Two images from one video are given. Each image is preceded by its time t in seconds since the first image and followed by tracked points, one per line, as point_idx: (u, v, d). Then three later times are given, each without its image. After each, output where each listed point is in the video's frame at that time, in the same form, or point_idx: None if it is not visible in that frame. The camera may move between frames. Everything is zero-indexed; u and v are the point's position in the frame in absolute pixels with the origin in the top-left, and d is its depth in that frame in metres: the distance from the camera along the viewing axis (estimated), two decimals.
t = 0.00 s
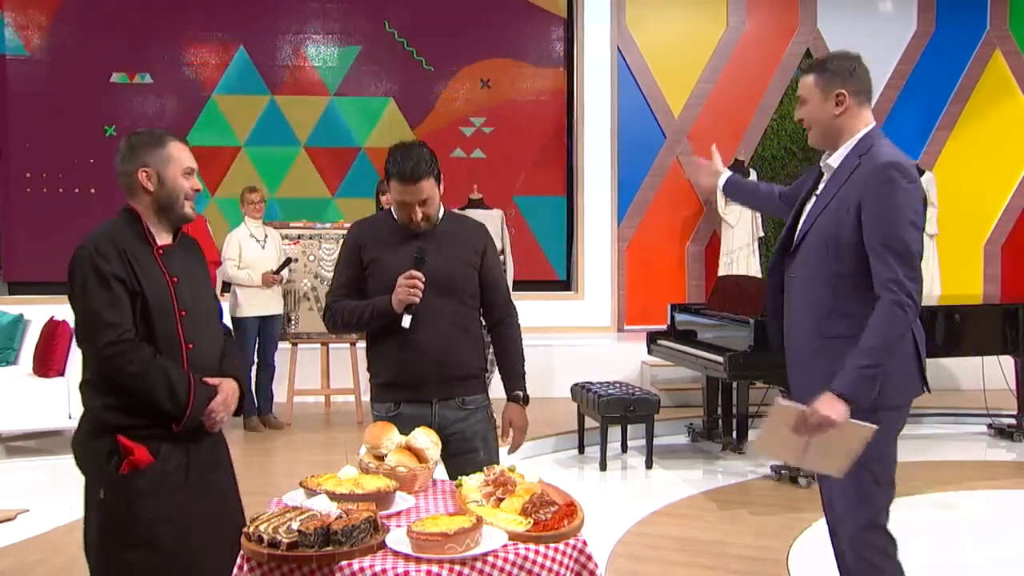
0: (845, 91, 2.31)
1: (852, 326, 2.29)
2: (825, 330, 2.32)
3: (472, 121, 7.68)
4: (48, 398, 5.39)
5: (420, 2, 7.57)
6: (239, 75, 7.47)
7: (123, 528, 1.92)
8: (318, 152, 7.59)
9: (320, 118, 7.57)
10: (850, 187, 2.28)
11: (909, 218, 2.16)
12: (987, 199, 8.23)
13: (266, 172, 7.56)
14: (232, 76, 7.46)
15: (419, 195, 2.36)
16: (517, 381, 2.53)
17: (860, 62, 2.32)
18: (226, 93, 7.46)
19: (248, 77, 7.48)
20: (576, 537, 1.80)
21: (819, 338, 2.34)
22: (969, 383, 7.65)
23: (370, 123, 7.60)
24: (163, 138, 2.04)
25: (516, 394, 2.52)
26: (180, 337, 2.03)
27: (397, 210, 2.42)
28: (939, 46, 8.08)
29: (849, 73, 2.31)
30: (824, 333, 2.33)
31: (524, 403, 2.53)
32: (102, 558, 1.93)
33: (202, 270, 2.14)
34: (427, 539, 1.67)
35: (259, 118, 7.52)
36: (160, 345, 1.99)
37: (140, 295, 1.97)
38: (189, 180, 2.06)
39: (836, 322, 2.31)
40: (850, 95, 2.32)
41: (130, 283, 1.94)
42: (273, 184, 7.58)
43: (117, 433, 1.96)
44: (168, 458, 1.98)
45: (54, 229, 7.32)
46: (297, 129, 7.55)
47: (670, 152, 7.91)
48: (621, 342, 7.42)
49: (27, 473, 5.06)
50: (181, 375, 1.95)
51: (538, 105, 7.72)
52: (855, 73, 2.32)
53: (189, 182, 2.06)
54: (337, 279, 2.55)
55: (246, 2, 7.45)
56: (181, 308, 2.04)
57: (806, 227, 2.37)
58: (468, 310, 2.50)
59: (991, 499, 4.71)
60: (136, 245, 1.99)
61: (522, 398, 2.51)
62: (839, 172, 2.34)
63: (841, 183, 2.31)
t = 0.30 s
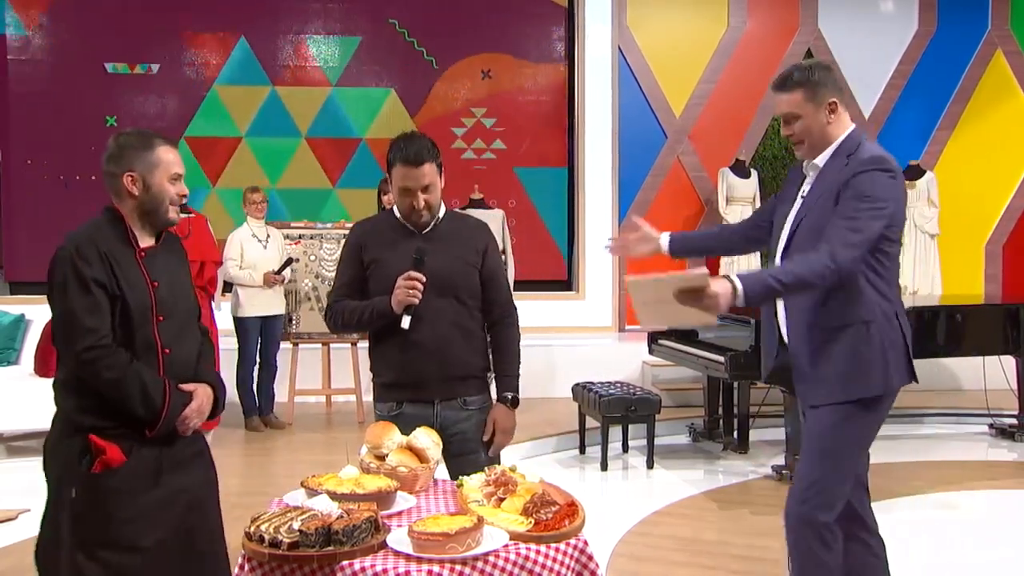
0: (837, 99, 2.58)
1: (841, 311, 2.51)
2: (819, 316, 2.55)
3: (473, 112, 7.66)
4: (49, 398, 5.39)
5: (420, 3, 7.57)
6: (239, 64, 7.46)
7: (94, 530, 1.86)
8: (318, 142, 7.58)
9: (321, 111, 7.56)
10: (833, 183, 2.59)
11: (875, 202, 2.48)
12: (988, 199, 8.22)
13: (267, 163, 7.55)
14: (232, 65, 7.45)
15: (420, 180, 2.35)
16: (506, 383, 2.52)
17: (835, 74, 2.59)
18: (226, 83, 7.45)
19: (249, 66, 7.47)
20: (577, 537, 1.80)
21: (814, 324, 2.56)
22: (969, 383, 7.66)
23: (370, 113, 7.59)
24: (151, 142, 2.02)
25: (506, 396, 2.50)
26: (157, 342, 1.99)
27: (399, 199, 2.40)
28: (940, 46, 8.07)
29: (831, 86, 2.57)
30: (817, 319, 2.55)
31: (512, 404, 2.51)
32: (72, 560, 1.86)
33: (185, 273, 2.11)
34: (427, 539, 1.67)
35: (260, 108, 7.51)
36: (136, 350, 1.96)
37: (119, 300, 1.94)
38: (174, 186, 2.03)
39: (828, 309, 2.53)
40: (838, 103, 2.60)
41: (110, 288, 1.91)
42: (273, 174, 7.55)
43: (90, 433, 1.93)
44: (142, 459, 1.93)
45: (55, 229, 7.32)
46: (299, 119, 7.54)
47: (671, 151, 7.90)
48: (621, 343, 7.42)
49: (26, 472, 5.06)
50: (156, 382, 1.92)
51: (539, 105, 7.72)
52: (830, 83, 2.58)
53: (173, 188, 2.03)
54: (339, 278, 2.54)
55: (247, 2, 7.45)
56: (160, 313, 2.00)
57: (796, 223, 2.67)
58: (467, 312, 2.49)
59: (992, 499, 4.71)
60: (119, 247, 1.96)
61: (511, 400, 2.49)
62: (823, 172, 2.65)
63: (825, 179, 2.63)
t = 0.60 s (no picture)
0: (783, 106, 2.46)
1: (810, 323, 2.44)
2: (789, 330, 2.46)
3: (474, 105, 7.66)
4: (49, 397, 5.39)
5: (420, 3, 7.57)
6: (241, 57, 7.46)
7: (68, 520, 1.88)
8: (318, 136, 7.57)
9: (321, 106, 7.56)
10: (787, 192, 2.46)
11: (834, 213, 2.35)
12: (988, 199, 8.22)
13: (267, 157, 7.54)
14: (233, 57, 7.45)
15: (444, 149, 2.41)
16: (521, 378, 2.52)
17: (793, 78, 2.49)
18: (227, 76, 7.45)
19: (250, 59, 7.47)
20: (578, 537, 1.79)
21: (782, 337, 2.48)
22: (969, 383, 7.66)
23: (370, 107, 7.59)
24: (138, 153, 1.97)
25: (523, 388, 2.51)
26: (133, 341, 1.96)
27: (422, 174, 2.40)
28: (941, 46, 8.07)
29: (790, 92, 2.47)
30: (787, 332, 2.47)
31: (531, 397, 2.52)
32: (48, 551, 1.89)
33: (178, 270, 2.07)
34: (427, 539, 1.67)
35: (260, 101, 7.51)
36: (113, 349, 1.95)
37: (95, 298, 1.92)
38: (157, 197, 1.98)
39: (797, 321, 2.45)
40: (787, 110, 2.47)
41: (83, 287, 1.90)
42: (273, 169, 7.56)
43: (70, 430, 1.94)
44: (117, 458, 1.93)
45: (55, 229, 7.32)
46: (299, 114, 7.54)
47: (671, 151, 7.90)
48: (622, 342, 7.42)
49: (27, 473, 5.06)
50: (122, 380, 1.89)
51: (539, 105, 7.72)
52: (789, 90, 2.47)
53: (155, 200, 1.97)
54: (347, 271, 2.49)
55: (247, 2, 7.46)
56: (138, 311, 1.97)
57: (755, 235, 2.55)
58: (473, 308, 2.50)
59: (992, 499, 4.70)
60: (98, 246, 1.94)
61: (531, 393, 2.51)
62: (780, 178, 2.51)
63: (782, 186, 2.49)
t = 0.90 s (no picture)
0: (704, 102, 2.29)
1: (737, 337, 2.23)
2: (711, 343, 2.25)
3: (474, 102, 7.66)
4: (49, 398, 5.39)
5: (420, 3, 7.57)
6: (242, 53, 7.46)
7: (65, 515, 1.92)
8: (318, 134, 7.57)
9: (321, 104, 7.55)
10: (725, 195, 2.24)
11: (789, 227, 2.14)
12: (988, 200, 8.22)
13: (267, 155, 7.54)
14: (234, 53, 7.45)
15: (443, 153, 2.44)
16: (527, 371, 2.53)
17: (728, 72, 2.29)
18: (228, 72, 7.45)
19: (250, 55, 7.47)
20: (578, 536, 1.79)
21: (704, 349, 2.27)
22: (969, 383, 7.66)
23: (371, 104, 7.58)
24: (136, 156, 1.94)
25: (532, 380, 2.53)
26: (117, 340, 1.94)
27: (417, 178, 2.42)
28: (941, 46, 8.07)
29: (723, 87, 2.29)
30: (710, 345, 2.26)
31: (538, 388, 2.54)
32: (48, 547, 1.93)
33: (178, 269, 2.05)
34: (428, 539, 1.67)
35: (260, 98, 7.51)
36: (97, 348, 1.94)
37: (83, 296, 1.92)
38: (151, 204, 1.95)
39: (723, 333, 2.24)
40: (708, 106, 2.29)
41: (70, 285, 1.91)
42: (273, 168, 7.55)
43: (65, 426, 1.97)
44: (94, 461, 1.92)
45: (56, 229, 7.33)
46: (298, 112, 7.54)
47: (671, 151, 7.90)
48: (622, 342, 7.42)
49: (27, 472, 5.06)
50: (73, 389, 1.86)
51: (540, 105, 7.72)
52: (725, 87, 2.28)
53: (148, 206, 1.95)
54: (346, 271, 2.49)
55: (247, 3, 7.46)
56: (126, 310, 1.95)
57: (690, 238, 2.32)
58: (472, 308, 2.51)
59: (992, 499, 4.71)
60: (94, 245, 1.95)
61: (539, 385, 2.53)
62: (718, 184, 2.30)
63: (720, 191, 2.27)
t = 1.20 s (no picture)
0: (669, 94, 2.41)
1: (693, 328, 2.33)
2: (668, 334, 2.36)
3: (475, 101, 7.66)
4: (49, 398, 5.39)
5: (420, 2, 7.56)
6: (242, 53, 7.46)
7: (59, 513, 1.96)
8: (319, 134, 7.57)
9: (321, 104, 7.55)
10: (681, 189, 2.35)
11: (741, 219, 2.24)
12: (988, 200, 8.22)
13: (267, 154, 7.54)
14: (235, 53, 7.45)
15: (421, 167, 2.38)
16: (545, 366, 2.52)
17: (679, 65, 2.40)
18: (228, 72, 7.45)
19: (251, 55, 7.47)
20: (578, 536, 1.79)
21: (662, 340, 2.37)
22: (970, 383, 7.66)
23: (371, 103, 7.58)
24: (125, 156, 1.94)
25: (548, 378, 2.50)
26: (113, 341, 1.97)
27: (394, 186, 2.41)
28: (941, 46, 8.07)
29: (675, 79, 2.40)
30: (667, 336, 2.36)
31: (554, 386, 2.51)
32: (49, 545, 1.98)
33: (178, 271, 2.06)
34: (428, 539, 1.67)
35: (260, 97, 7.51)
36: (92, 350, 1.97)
37: (79, 298, 1.95)
38: (141, 201, 1.96)
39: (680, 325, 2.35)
40: (672, 97, 2.42)
41: (68, 287, 1.94)
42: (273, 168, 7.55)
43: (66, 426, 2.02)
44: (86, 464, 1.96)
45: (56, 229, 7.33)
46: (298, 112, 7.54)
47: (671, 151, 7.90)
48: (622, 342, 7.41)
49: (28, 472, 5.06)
50: (54, 401, 1.90)
51: (540, 105, 7.71)
52: (681, 76, 2.41)
53: (139, 204, 1.96)
54: (330, 275, 2.50)
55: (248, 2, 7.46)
56: (122, 311, 1.97)
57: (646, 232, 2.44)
58: (459, 312, 2.49)
59: (992, 499, 4.70)
60: (94, 246, 1.98)
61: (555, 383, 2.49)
62: (673, 177, 2.42)
63: (675, 185, 2.38)
